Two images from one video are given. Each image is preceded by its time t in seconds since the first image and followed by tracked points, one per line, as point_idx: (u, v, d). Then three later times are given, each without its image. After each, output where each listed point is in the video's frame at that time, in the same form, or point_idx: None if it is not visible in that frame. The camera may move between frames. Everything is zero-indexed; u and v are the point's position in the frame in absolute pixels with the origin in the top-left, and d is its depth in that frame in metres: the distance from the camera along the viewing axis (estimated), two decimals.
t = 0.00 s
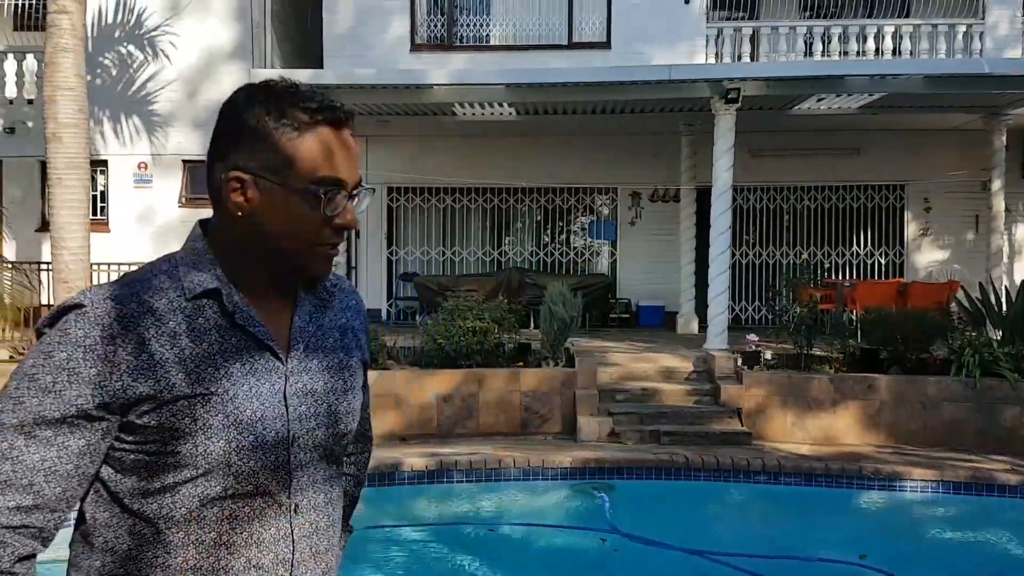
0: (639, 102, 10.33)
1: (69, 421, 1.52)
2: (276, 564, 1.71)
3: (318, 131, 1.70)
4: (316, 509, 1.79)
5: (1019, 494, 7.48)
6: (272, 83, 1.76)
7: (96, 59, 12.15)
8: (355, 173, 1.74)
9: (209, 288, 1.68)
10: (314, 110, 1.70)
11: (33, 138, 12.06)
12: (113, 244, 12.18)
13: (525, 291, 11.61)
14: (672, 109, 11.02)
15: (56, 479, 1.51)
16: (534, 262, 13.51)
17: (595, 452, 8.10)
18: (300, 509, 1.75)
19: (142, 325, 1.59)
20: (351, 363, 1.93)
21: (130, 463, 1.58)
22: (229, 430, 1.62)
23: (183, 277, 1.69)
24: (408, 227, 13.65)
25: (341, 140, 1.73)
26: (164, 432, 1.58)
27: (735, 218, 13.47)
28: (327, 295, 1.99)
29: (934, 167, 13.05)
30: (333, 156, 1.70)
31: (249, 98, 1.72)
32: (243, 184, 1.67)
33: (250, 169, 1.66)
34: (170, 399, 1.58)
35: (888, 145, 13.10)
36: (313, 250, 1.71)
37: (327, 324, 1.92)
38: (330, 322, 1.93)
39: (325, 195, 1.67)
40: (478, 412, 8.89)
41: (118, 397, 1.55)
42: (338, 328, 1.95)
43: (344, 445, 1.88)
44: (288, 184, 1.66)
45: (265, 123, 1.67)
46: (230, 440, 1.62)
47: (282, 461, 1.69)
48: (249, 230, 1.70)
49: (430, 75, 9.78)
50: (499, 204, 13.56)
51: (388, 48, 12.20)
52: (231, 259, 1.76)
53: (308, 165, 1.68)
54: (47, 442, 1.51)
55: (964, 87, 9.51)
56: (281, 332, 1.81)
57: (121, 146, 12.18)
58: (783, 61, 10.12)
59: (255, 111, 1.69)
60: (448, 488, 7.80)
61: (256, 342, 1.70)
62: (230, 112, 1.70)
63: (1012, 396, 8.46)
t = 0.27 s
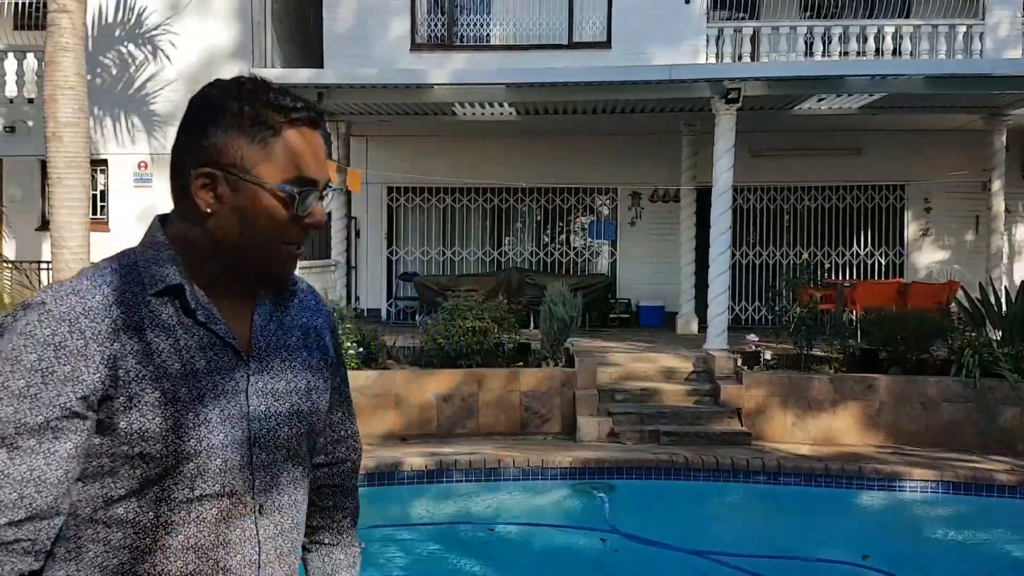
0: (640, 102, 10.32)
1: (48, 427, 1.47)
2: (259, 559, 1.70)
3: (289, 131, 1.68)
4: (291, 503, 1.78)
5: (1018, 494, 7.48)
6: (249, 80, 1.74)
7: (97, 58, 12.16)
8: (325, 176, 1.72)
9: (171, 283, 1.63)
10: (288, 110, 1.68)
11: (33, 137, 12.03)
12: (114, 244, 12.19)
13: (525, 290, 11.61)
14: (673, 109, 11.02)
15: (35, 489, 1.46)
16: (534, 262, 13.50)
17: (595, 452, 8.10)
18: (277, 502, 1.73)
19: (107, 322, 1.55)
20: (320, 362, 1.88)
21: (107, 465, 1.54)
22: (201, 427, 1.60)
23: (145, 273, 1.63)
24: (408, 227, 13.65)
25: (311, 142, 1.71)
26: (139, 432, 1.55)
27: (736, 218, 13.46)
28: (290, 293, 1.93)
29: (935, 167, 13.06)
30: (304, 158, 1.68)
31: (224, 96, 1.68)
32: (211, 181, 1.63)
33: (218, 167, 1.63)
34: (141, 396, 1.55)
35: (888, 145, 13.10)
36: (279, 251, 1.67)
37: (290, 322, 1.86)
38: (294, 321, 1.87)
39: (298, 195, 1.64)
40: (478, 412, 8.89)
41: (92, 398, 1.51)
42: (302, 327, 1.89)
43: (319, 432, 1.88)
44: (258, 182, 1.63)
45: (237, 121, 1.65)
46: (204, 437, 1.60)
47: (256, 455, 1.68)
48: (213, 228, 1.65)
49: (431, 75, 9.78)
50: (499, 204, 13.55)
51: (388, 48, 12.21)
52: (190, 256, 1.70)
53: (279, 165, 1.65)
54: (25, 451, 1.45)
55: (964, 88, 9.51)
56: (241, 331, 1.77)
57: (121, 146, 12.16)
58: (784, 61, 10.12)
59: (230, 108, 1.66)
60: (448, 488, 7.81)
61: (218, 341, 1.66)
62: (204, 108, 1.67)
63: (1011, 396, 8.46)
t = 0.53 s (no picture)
0: (644, 101, 10.30)
1: (75, 425, 1.39)
2: (270, 541, 1.67)
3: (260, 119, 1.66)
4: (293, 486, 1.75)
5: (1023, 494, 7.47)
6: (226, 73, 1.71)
7: (101, 59, 12.18)
8: (297, 164, 1.71)
9: (158, 275, 1.56)
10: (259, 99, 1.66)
11: (38, 137, 12.07)
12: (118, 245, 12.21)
13: (528, 291, 11.61)
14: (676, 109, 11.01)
15: (71, 493, 1.37)
16: (538, 263, 13.50)
17: (599, 452, 8.10)
18: (284, 485, 1.70)
19: (108, 310, 1.48)
20: (304, 349, 1.84)
21: (130, 461, 1.46)
22: (210, 410, 1.56)
23: (126, 266, 1.56)
24: (412, 227, 13.66)
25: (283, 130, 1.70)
26: (155, 421, 1.49)
27: (740, 218, 13.45)
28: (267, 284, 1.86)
29: (938, 167, 13.04)
30: (276, 145, 1.67)
31: (202, 87, 1.64)
32: (184, 171, 1.60)
33: (191, 155, 1.61)
34: (151, 384, 1.49)
35: (892, 145, 13.07)
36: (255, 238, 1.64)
37: (272, 313, 1.80)
38: (274, 313, 1.81)
39: (272, 181, 1.63)
40: (482, 412, 8.89)
41: (109, 391, 1.44)
42: (283, 319, 1.83)
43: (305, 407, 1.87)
44: (231, 170, 1.61)
45: (208, 111, 1.62)
46: (214, 421, 1.56)
47: (259, 435, 1.65)
48: (189, 218, 1.62)
49: (434, 75, 9.78)
50: (503, 204, 13.55)
51: (392, 48, 12.23)
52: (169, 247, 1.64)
53: (251, 154, 1.64)
54: (57, 453, 1.36)
55: (969, 87, 9.50)
56: (225, 323, 1.70)
57: (125, 147, 12.19)
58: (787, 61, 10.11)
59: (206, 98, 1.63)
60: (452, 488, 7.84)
61: (210, 331, 1.59)
62: (182, 99, 1.63)
63: (1016, 396, 8.45)
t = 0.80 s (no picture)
0: (657, 100, 10.28)
1: (79, 426, 1.34)
2: (281, 543, 1.62)
3: (259, 113, 1.62)
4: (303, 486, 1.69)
5: None
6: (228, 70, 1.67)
7: (116, 61, 12.25)
8: (298, 158, 1.66)
9: (161, 274, 1.52)
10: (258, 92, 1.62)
11: (54, 138, 12.17)
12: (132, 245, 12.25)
13: (541, 291, 11.61)
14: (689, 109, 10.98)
15: (74, 497, 1.32)
16: (550, 263, 13.50)
17: (611, 452, 8.08)
18: (296, 486, 1.65)
19: (111, 310, 1.44)
20: (311, 348, 1.79)
21: (135, 464, 1.41)
22: (215, 409, 1.50)
23: (130, 263, 1.52)
24: (424, 227, 13.68)
25: (282, 124, 1.65)
26: (160, 422, 1.43)
27: (754, 217, 13.40)
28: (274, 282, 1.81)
29: (954, 167, 12.97)
30: (275, 139, 1.62)
31: (205, 83, 1.61)
32: (184, 168, 1.56)
33: (191, 151, 1.57)
34: (155, 384, 1.44)
35: (907, 144, 12.99)
36: (259, 235, 1.59)
37: (280, 311, 1.76)
38: (281, 311, 1.76)
39: (272, 175, 1.58)
40: (494, 412, 8.89)
41: (111, 392, 1.38)
42: (290, 317, 1.78)
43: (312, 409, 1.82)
44: (231, 165, 1.56)
45: (208, 106, 1.58)
46: (220, 421, 1.51)
47: (267, 434, 1.60)
48: (191, 215, 1.58)
49: (447, 75, 9.78)
50: (515, 204, 13.55)
51: (405, 49, 12.25)
52: (172, 246, 1.60)
53: (252, 147, 1.59)
54: (59, 455, 1.31)
55: (985, 86, 9.44)
56: (231, 322, 1.65)
57: (140, 147, 12.25)
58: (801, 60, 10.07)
59: (207, 94, 1.59)
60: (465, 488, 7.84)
61: (214, 330, 1.55)
62: (184, 95, 1.59)
63: None
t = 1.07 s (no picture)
0: (689, 98, 10.21)
1: (99, 432, 1.41)
2: (315, 550, 1.62)
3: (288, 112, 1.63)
4: (338, 493, 1.69)
5: None
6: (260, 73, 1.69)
7: (152, 66, 12.41)
8: (329, 154, 1.66)
9: (196, 282, 1.56)
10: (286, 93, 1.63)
11: (92, 143, 12.35)
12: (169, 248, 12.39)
13: (573, 290, 11.59)
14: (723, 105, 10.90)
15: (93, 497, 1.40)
16: (581, 262, 13.46)
17: (645, 453, 8.04)
18: (329, 491, 1.66)
19: (140, 319, 1.48)
20: (351, 354, 1.78)
21: (161, 471, 1.45)
22: (242, 419, 1.52)
23: (170, 272, 1.57)
24: (455, 227, 13.70)
25: (312, 121, 1.66)
26: (184, 431, 1.46)
27: (789, 215, 13.28)
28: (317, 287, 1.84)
29: (992, 162, 12.74)
30: (304, 137, 1.63)
31: (236, 89, 1.63)
32: (215, 172, 1.59)
33: (224, 156, 1.59)
34: (180, 393, 1.47)
35: (943, 139, 12.79)
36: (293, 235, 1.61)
37: (324, 315, 1.78)
38: (325, 316, 1.78)
39: (301, 174, 1.59)
40: (527, 411, 8.88)
41: (133, 399, 1.44)
42: (334, 322, 1.80)
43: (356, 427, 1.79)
44: (260, 167, 1.58)
45: (238, 111, 1.60)
46: (247, 430, 1.52)
47: (299, 443, 1.60)
48: (227, 219, 1.61)
49: (477, 76, 9.80)
50: (546, 203, 13.53)
51: (436, 50, 12.31)
52: (213, 253, 1.66)
53: (282, 147, 1.60)
54: (79, 458, 1.40)
55: None
56: (271, 327, 1.68)
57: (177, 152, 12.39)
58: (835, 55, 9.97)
59: (237, 100, 1.61)
60: (498, 487, 7.85)
61: (247, 336, 1.58)
62: (217, 102, 1.62)
63: None
